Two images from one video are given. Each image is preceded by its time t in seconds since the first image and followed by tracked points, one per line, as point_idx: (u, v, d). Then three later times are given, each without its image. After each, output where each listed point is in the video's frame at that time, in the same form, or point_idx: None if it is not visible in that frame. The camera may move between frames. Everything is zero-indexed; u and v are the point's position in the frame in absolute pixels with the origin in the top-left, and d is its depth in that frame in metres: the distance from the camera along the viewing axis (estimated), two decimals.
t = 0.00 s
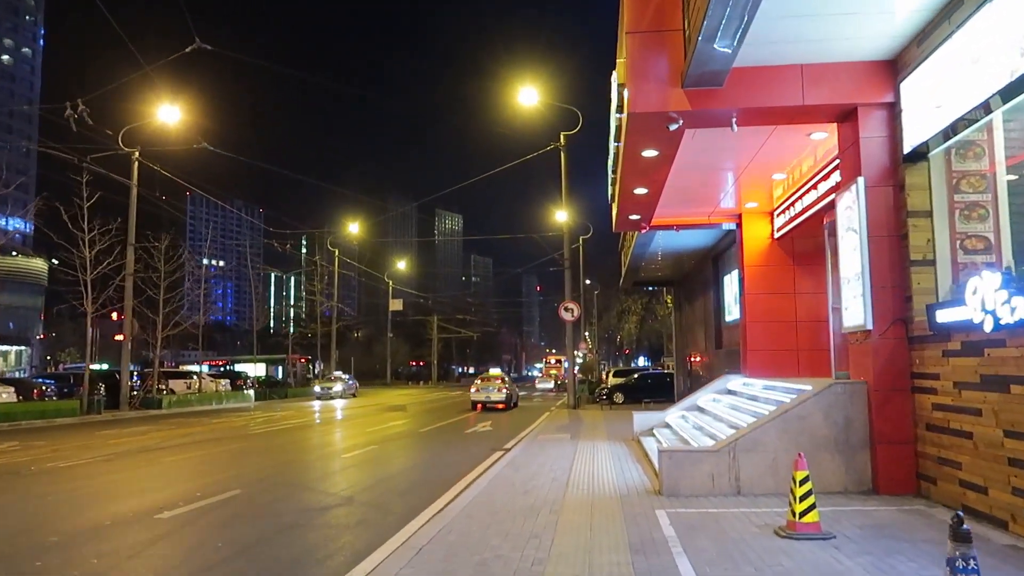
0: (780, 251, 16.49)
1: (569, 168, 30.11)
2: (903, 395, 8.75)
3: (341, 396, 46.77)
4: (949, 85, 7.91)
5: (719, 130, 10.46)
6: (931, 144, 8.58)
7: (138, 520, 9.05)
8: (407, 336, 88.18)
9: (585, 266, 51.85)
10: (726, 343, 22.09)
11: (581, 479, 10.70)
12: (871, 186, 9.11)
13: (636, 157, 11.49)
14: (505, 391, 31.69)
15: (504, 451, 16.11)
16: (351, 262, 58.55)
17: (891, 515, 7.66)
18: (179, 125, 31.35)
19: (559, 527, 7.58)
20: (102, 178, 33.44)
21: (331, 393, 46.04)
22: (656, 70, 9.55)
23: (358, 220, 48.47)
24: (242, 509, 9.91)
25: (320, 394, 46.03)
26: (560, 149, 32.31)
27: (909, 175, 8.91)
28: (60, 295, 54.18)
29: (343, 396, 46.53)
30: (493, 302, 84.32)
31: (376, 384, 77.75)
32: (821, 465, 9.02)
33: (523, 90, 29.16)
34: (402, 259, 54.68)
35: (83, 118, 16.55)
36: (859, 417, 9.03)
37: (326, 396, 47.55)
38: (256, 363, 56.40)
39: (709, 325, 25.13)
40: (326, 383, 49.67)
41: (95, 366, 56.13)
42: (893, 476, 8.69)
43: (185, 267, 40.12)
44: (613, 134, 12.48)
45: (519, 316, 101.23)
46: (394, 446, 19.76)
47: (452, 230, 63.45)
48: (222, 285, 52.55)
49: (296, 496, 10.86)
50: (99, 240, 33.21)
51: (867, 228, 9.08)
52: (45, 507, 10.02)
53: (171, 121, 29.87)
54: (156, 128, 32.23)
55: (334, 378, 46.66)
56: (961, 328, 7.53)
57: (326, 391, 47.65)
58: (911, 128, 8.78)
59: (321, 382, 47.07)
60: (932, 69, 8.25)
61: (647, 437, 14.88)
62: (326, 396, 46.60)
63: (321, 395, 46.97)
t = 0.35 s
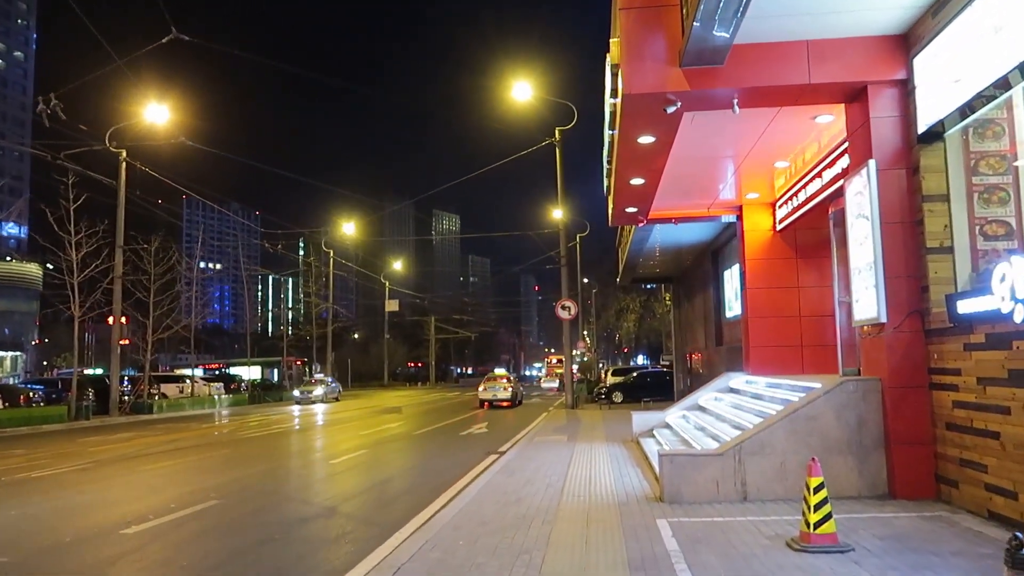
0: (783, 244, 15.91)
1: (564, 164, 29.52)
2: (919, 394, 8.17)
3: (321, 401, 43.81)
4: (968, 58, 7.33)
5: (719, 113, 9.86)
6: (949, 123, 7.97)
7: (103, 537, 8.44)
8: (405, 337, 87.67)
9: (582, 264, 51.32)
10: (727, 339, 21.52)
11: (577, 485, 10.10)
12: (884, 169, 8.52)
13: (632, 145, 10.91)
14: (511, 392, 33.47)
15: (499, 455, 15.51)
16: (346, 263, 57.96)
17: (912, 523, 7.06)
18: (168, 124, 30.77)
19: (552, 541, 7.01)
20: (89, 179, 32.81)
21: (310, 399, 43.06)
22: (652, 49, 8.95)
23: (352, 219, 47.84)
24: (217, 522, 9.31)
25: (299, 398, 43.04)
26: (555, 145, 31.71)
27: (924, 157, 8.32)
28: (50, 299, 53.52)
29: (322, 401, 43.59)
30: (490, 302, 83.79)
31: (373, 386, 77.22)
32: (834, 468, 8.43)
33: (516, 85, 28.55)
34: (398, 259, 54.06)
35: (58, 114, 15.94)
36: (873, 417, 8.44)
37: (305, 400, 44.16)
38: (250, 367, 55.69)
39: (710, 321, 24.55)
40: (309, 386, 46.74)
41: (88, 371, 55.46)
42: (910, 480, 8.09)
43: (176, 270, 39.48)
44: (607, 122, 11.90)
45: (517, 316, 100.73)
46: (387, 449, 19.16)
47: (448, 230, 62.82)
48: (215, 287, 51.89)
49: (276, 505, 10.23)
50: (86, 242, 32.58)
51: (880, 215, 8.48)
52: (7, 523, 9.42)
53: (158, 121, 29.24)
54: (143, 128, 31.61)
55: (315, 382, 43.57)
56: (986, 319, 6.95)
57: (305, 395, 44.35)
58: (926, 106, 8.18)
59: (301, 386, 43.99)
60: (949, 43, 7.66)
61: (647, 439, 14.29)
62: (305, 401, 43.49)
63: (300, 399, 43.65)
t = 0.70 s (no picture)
0: (787, 245, 15.33)
1: (562, 162, 28.92)
2: (939, 405, 7.59)
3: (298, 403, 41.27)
4: (999, 44, 6.74)
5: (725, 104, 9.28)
6: (975, 114, 7.39)
7: (57, 554, 7.82)
8: (402, 336, 87.12)
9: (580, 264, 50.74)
10: (728, 342, 20.98)
11: (570, 498, 9.52)
12: (902, 164, 7.94)
13: (632, 138, 10.33)
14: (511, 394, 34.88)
15: (491, 460, 14.91)
16: (342, 261, 57.33)
17: (933, 548, 6.49)
18: (159, 118, 30.15)
19: (542, 565, 6.43)
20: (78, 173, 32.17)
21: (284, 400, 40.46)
22: (655, 33, 8.35)
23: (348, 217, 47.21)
24: (185, 536, 8.71)
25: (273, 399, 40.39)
26: (554, 142, 31.11)
27: (946, 151, 7.73)
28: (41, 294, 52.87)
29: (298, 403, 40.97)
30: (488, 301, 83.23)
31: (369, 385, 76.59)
32: (847, 484, 7.85)
33: (515, 81, 27.91)
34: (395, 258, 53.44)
35: (36, 103, 15.29)
36: (889, 429, 7.86)
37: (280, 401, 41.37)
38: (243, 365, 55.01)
39: (709, 323, 23.97)
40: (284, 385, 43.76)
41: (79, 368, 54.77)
42: (929, 499, 7.51)
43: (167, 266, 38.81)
44: (607, 114, 11.31)
45: (515, 316, 100.21)
46: (376, 452, 18.54)
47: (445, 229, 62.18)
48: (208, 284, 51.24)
49: (249, 517, 9.62)
50: (74, 238, 31.96)
51: (897, 213, 7.91)
52: None
53: (150, 115, 28.58)
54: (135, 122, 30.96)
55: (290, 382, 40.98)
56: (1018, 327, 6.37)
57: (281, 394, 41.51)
58: (949, 96, 7.61)
59: (275, 385, 41.55)
60: (977, 28, 7.08)
61: (646, 446, 13.70)
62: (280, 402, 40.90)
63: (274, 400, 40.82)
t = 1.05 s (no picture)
0: (793, 243, 14.76)
1: (561, 159, 28.37)
2: (964, 413, 7.01)
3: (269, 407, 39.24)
4: None
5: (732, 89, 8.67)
6: (1006, 99, 6.79)
7: (10, 571, 7.24)
8: (398, 335, 86.69)
9: (578, 264, 50.22)
10: (730, 343, 20.43)
11: (565, 511, 8.91)
12: (924, 153, 7.35)
13: (633, 127, 9.75)
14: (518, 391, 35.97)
15: (485, 466, 14.32)
16: (338, 260, 56.71)
17: (963, 572, 5.89)
18: (151, 112, 29.59)
19: None
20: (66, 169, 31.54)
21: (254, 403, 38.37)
22: (659, 11, 7.75)
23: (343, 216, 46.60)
24: (149, 552, 8.09)
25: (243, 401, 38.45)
26: (552, 139, 30.54)
27: (974, 138, 7.14)
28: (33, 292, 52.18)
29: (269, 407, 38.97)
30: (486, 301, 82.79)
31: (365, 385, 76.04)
32: (865, 498, 7.26)
33: (513, 76, 27.30)
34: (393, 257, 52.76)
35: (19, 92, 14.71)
36: (910, 439, 7.26)
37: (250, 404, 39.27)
38: (236, 365, 54.30)
39: (711, 323, 23.36)
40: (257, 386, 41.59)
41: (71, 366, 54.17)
42: (954, 516, 6.92)
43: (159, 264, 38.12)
44: (606, 103, 10.72)
45: (513, 316, 99.81)
46: (368, 455, 17.93)
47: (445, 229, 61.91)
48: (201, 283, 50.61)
49: (223, 530, 9.03)
50: (63, 234, 31.36)
51: (920, 205, 7.31)
52: None
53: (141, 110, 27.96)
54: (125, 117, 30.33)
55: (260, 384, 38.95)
56: None
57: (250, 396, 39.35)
58: (978, 78, 7.01)
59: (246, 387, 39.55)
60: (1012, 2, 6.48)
61: (646, 453, 13.11)
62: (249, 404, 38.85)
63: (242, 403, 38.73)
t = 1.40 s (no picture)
0: (800, 238, 14.17)
1: (559, 155, 27.80)
2: (995, 417, 6.43)
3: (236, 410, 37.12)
4: None
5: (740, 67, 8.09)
6: None
7: None
8: (396, 335, 86.09)
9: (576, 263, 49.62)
10: (732, 342, 19.87)
11: (561, 522, 8.32)
12: (950, 133, 6.78)
13: (633, 112, 9.18)
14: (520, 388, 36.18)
15: (479, 470, 13.72)
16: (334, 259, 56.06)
17: None
18: (142, 107, 29.00)
19: None
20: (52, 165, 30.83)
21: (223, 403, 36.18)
22: None
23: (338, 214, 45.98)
24: (108, 569, 7.50)
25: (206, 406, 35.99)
26: (550, 135, 29.97)
27: (1004, 117, 6.57)
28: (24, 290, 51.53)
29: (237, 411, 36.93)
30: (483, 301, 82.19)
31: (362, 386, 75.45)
32: (886, 508, 6.69)
33: (510, 69, 26.66)
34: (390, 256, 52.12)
35: None
36: (935, 445, 6.68)
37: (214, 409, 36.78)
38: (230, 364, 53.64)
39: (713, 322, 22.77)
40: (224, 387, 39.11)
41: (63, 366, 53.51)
42: (984, 531, 6.34)
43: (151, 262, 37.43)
44: (605, 88, 10.14)
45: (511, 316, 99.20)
46: (359, 457, 17.35)
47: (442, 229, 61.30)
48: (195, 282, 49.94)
49: (194, 543, 8.45)
50: (50, 232, 30.68)
51: (946, 191, 6.73)
52: None
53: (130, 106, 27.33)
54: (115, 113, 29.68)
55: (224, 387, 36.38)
56: None
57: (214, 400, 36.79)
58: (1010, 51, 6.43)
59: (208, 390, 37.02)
60: None
61: (647, 456, 12.53)
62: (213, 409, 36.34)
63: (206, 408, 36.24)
